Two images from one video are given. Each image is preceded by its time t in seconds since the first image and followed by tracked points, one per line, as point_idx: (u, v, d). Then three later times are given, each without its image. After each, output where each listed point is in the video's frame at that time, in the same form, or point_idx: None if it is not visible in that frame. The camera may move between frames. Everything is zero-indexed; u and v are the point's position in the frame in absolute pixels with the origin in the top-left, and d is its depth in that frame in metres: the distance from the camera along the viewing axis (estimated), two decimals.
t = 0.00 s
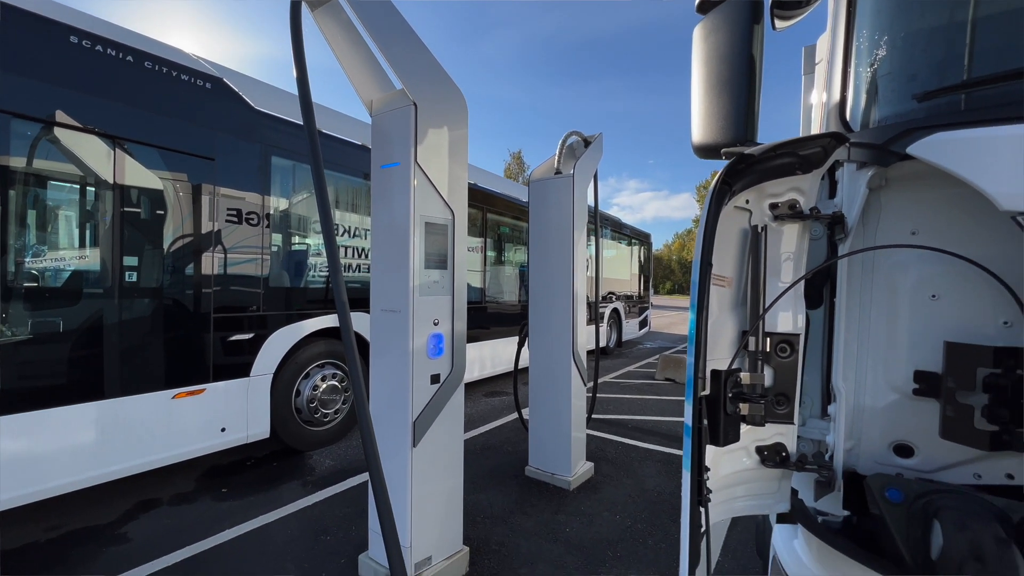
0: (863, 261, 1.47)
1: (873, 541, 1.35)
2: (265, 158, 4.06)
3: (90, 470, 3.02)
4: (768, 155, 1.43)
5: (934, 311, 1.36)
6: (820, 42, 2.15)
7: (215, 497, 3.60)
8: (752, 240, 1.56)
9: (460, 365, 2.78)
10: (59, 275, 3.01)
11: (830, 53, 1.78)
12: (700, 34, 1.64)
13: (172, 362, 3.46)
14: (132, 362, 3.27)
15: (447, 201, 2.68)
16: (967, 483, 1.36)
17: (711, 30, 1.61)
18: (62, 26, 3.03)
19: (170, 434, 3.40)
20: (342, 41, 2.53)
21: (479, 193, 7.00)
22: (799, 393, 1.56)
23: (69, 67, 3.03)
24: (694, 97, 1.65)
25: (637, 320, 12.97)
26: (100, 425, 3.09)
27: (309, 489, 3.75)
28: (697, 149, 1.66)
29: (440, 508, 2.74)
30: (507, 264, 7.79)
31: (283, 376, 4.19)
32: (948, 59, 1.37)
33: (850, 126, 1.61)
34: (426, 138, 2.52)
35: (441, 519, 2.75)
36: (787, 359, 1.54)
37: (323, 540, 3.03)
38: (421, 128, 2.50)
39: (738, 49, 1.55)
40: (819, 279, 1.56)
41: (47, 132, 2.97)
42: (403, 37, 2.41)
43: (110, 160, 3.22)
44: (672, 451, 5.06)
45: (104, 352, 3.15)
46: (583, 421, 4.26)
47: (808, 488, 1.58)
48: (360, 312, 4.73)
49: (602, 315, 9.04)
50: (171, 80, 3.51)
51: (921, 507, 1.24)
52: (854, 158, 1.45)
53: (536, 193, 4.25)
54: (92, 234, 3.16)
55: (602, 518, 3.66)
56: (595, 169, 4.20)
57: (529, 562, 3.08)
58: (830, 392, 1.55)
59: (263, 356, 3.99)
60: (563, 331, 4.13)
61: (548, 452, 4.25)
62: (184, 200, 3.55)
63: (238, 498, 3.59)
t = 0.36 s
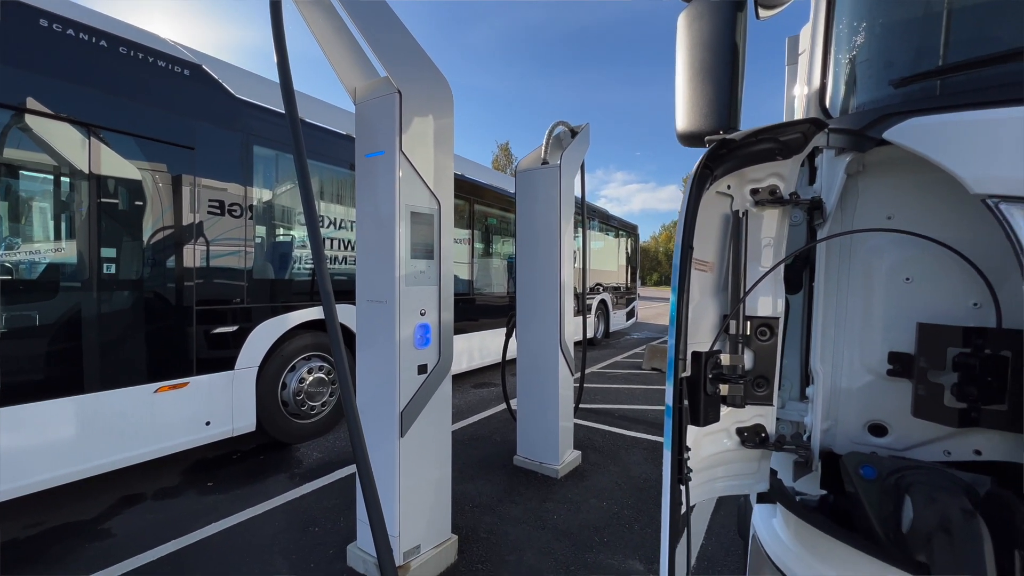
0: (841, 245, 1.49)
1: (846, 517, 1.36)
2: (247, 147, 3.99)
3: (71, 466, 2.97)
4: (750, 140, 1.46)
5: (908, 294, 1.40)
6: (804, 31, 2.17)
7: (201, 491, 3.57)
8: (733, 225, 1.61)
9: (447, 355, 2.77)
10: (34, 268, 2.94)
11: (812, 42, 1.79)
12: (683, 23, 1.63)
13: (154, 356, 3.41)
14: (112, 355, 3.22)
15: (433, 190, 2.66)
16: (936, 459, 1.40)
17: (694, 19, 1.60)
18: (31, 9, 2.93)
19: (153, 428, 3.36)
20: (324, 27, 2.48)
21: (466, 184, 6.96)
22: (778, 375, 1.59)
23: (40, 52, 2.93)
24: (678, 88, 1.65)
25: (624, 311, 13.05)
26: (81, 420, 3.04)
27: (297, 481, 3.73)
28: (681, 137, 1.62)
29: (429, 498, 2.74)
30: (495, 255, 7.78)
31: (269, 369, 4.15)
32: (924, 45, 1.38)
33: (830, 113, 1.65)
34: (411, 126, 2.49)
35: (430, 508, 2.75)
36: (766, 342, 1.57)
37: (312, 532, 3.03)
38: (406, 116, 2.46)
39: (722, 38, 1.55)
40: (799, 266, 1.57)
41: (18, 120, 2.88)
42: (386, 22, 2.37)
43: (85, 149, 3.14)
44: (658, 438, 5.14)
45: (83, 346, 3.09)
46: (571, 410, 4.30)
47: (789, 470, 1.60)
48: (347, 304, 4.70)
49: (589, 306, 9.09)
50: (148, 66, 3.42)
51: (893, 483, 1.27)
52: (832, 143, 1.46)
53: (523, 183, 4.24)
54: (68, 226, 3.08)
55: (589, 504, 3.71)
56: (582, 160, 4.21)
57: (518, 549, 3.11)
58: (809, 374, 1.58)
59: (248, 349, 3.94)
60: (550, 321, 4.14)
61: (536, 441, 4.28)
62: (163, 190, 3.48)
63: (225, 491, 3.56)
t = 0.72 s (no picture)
0: (815, 229, 1.49)
1: (818, 495, 1.39)
2: (225, 136, 3.91)
3: (46, 462, 2.92)
4: (726, 127, 1.45)
5: (877, 278, 1.40)
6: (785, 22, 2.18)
7: (182, 486, 3.52)
8: (710, 211, 1.64)
9: (432, 345, 2.74)
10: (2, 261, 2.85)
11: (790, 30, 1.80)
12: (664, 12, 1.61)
13: (131, 350, 3.35)
14: (88, 350, 3.15)
15: (416, 180, 2.62)
16: (903, 438, 1.40)
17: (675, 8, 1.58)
18: None
19: (132, 424, 3.31)
20: (302, 12, 2.42)
21: (450, 176, 6.91)
22: (753, 359, 1.63)
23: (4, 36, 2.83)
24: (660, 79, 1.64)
25: (609, 302, 13.15)
26: (55, 417, 2.98)
27: (281, 474, 3.71)
28: (662, 126, 1.65)
29: (415, 489, 2.73)
30: (480, 247, 7.75)
31: (251, 362, 4.10)
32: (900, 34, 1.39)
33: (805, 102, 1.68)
34: (392, 114, 2.44)
35: (416, 499, 2.75)
36: (743, 327, 1.61)
37: (296, 524, 3.01)
38: (387, 104, 2.41)
39: (703, 28, 1.55)
40: (773, 254, 1.60)
41: None
42: (366, 9, 2.32)
43: (54, 138, 3.05)
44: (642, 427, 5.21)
45: (57, 341, 3.02)
46: (556, 400, 4.33)
47: (763, 452, 1.63)
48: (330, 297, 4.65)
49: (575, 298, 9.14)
50: (118, 52, 3.32)
51: (861, 461, 1.22)
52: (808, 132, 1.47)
53: (507, 174, 4.22)
54: (37, 217, 2.99)
55: (574, 492, 3.76)
56: (566, 151, 4.20)
57: (504, 537, 3.14)
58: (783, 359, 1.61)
59: (229, 343, 3.88)
60: (535, 312, 4.16)
61: (521, 431, 4.31)
62: (139, 181, 3.40)
63: (207, 486, 3.52)
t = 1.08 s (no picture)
0: (787, 217, 1.46)
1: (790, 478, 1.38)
2: (199, 125, 3.81)
3: (17, 461, 2.85)
4: (698, 117, 1.53)
5: (845, 266, 1.37)
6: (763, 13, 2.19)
7: (160, 483, 3.46)
8: (684, 199, 1.67)
9: (414, 338, 2.72)
10: None
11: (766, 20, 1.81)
12: None
13: (105, 345, 3.27)
14: (59, 346, 3.07)
15: (397, 171, 2.58)
16: (868, 422, 1.37)
17: None
18: None
19: (107, 421, 3.24)
20: None
21: (434, 167, 6.86)
22: (727, 345, 1.65)
23: None
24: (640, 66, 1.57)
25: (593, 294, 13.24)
26: (26, 414, 2.90)
27: (262, 470, 3.67)
28: (642, 116, 1.59)
29: (398, 481, 2.73)
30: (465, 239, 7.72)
31: (230, 356, 4.04)
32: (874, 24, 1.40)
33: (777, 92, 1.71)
34: (371, 103, 2.40)
35: (399, 491, 2.74)
36: (716, 314, 1.63)
37: (279, 519, 2.99)
38: (366, 92, 2.37)
39: (679, 17, 1.50)
40: (747, 242, 1.61)
41: None
42: None
43: (19, 126, 2.93)
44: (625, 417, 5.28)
45: (26, 337, 2.94)
46: (540, 391, 4.36)
47: (736, 437, 1.67)
48: (312, 290, 4.60)
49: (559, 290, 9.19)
50: (85, 37, 3.21)
51: (829, 442, 1.22)
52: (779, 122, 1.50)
53: (490, 165, 4.20)
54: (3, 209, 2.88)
55: (557, 481, 3.80)
56: (549, 142, 4.19)
57: (488, 527, 3.16)
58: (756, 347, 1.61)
59: (207, 337, 3.81)
60: (519, 304, 4.17)
61: (505, 422, 4.33)
62: (110, 172, 3.31)
63: (186, 483, 3.47)
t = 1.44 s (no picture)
0: (756, 204, 1.47)
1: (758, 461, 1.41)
2: (166, 112, 3.69)
3: None
4: (669, 103, 1.51)
5: (811, 253, 1.39)
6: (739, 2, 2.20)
7: (131, 482, 3.38)
8: (655, 186, 1.68)
9: (391, 330, 2.69)
10: None
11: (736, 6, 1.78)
12: None
13: (71, 341, 3.17)
14: (20, 342, 2.96)
15: (372, 159, 2.53)
16: (832, 403, 1.41)
17: None
18: None
19: (73, 419, 3.15)
20: None
21: (413, 157, 6.77)
22: (698, 332, 1.68)
23: None
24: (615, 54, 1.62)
25: (575, 285, 13.31)
26: None
27: (238, 466, 3.60)
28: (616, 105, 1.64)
29: (377, 473, 2.71)
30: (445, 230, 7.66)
31: (204, 351, 3.95)
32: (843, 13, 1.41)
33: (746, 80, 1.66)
34: (345, 90, 2.35)
35: (378, 483, 2.73)
36: (686, 301, 1.65)
37: (256, 514, 2.95)
38: (338, 79, 2.32)
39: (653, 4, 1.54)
40: (717, 229, 1.63)
41: None
42: None
43: None
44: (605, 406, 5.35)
45: None
46: (520, 382, 4.37)
47: (709, 421, 1.66)
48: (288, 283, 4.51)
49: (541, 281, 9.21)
50: (40, 18, 3.06)
51: (793, 424, 1.24)
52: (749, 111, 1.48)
53: (468, 155, 4.17)
54: None
55: (538, 470, 3.83)
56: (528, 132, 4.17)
57: (469, 516, 3.17)
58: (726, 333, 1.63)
59: (179, 331, 3.72)
60: (499, 295, 4.16)
61: (486, 413, 4.34)
62: (72, 161, 3.18)
63: (158, 481, 3.39)
